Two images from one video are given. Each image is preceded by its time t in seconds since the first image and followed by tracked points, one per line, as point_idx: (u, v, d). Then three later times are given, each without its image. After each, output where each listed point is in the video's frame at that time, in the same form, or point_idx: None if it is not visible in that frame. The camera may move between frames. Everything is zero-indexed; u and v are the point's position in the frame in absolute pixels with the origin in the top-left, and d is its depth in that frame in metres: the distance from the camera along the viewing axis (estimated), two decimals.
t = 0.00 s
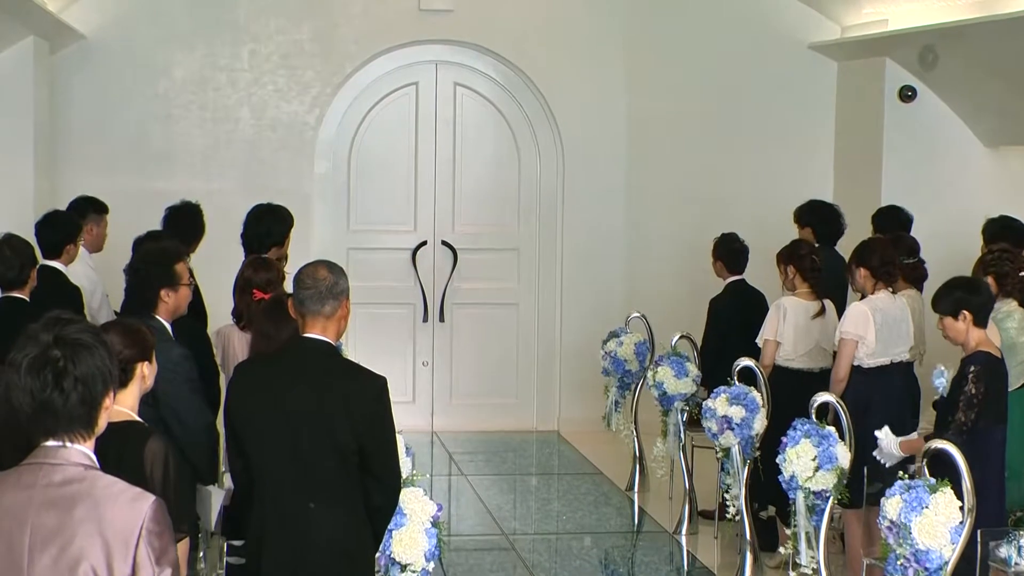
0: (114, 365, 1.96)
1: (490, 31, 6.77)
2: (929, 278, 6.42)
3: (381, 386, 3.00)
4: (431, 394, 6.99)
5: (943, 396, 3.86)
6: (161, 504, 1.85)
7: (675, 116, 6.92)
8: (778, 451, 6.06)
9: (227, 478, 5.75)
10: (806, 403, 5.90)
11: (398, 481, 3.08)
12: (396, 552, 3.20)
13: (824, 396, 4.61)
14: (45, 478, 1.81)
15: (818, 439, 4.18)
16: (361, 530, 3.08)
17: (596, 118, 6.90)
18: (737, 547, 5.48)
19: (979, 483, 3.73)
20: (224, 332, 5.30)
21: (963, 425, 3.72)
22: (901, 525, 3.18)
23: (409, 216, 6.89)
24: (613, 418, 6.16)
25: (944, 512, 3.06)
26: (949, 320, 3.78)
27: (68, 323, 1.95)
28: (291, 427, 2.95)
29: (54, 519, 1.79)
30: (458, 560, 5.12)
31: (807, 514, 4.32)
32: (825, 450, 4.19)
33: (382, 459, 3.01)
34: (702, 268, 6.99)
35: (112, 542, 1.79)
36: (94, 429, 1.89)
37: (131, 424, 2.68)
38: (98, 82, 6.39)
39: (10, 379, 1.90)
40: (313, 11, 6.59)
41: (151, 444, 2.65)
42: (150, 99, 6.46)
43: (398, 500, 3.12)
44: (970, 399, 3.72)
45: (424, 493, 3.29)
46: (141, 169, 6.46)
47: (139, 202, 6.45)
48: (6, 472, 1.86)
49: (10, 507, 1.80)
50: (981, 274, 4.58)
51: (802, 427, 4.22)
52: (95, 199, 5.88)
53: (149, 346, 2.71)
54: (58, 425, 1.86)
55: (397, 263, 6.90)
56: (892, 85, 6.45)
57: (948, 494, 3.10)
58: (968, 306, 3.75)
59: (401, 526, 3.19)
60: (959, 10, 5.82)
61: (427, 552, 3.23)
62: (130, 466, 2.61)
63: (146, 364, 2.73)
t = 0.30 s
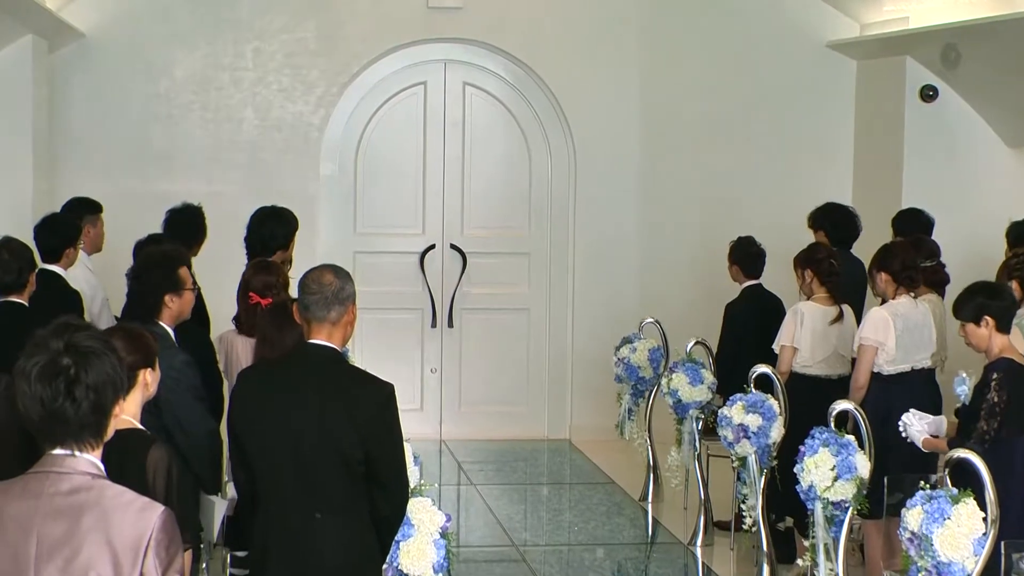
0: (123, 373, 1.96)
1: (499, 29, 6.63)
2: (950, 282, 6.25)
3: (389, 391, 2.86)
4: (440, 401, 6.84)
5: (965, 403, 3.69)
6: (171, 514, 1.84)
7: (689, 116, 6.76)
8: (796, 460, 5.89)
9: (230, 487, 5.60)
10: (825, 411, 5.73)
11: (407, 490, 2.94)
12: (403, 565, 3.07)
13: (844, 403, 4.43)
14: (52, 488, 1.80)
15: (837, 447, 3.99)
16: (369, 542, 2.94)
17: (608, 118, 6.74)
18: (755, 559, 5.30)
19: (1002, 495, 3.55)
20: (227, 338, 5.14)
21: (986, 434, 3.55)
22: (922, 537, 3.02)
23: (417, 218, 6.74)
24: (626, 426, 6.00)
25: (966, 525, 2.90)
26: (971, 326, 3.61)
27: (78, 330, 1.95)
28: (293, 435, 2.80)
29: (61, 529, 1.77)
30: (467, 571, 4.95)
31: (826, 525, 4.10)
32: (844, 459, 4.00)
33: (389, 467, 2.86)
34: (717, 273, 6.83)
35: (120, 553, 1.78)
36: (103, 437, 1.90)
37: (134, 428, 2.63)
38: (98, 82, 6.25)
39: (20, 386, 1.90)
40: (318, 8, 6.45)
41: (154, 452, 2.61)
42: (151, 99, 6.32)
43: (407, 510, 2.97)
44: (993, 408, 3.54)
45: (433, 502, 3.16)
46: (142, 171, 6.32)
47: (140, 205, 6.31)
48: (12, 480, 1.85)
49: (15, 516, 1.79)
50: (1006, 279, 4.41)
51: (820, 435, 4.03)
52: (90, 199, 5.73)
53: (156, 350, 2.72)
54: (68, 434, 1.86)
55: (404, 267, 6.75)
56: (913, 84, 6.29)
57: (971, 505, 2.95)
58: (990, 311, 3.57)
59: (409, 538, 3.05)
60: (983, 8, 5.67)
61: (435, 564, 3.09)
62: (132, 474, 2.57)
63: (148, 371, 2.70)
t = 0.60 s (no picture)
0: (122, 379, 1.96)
1: (507, 27, 6.47)
2: (970, 286, 6.08)
3: (392, 396, 2.79)
4: (446, 409, 6.67)
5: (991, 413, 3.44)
6: (172, 523, 1.85)
7: (701, 116, 6.60)
8: (813, 470, 5.70)
9: (231, 498, 5.44)
10: (843, 419, 5.56)
11: (412, 500, 2.86)
12: None
13: (862, 410, 4.24)
14: (51, 497, 1.80)
15: (855, 457, 3.79)
16: (373, 554, 2.84)
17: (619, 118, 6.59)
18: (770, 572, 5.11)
19: None
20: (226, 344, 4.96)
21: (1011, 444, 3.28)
22: (943, 549, 2.86)
23: (422, 221, 6.59)
24: (637, 434, 5.83)
25: (989, 536, 2.74)
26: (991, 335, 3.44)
27: (76, 336, 1.94)
28: (296, 441, 2.73)
29: (60, 539, 1.77)
30: None
31: (842, 537, 3.96)
32: (862, 469, 3.80)
33: (393, 476, 2.79)
34: (731, 277, 6.66)
35: (121, 564, 1.78)
36: (102, 447, 1.89)
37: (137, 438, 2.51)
38: (95, 81, 6.11)
39: (19, 394, 1.90)
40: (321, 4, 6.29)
41: (153, 461, 2.49)
42: (149, 99, 6.17)
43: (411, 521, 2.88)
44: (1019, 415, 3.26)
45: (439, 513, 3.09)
46: (140, 172, 6.17)
47: (139, 207, 6.16)
48: (11, 490, 1.85)
49: (14, 525, 1.79)
50: None
51: (836, 445, 3.84)
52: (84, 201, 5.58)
53: (154, 358, 2.67)
54: (67, 443, 1.86)
55: (409, 271, 6.59)
56: (933, 83, 6.12)
57: (993, 516, 2.78)
58: (1011, 318, 3.39)
59: (415, 549, 2.97)
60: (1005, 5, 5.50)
61: None
62: (130, 482, 2.45)
63: (147, 379, 2.68)
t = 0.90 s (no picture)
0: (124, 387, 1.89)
1: (515, 24, 6.33)
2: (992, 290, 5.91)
3: (398, 404, 2.74)
4: (453, 417, 6.52)
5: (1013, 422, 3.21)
6: (173, 536, 1.77)
7: (714, 115, 6.45)
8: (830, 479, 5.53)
9: (232, 508, 5.29)
10: (862, 427, 5.39)
11: (419, 509, 2.82)
12: None
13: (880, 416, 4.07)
14: (49, 507, 1.74)
15: (874, 466, 3.62)
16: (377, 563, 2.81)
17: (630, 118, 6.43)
18: None
19: None
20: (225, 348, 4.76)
21: None
22: (965, 562, 2.70)
23: (429, 223, 6.45)
24: (650, 443, 5.67)
25: (1014, 549, 2.58)
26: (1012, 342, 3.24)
27: (76, 341, 1.89)
28: (300, 452, 2.70)
29: (58, 551, 1.70)
30: None
31: (861, 549, 3.74)
32: (881, 479, 3.64)
33: (399, 486, 2.75)
34: (745, 281, 6.50)
35: None
36: (102, 456, 1.83)
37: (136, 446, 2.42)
38: (93, 80, 5.97)
39: (17, 402, 1.85)
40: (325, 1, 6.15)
41: (154, 469, 2.40)
42: (149, 98, 6.03)
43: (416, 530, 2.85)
44: None
45: (445, 526, 3.03)
46: (139, 173, 6.03)
47: (138, 209, 6.02)
48: (9, 499, 1.79)
49: (13, 536, 1.72)
50: None
51: (855, 454, 3.67)
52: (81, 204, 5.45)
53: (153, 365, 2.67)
54: (64, 451, 1.80)
55: (415, 275, 6.45)
56: (954, 81, 5.95)
57: (1018, 527, 2.62)
58: None
59: (420, 563, 2.92)
60: None
61: None
62: (130, 492, 2.35)
63: (146, 386, 2.65)
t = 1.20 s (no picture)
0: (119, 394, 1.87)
1: (525, 22, 6.19)
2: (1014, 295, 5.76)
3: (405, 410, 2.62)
4: (461, 425, 6.39)
5: None
6: (173, 545, 1.76)
7: (728, 115, 6.32)
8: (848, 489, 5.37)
9: (233, 519, 5.14)
10: (881, 435, 5.23)
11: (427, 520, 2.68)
12: None
13: (901, 424, 3.90)
14: (47, 516, 1.70)
15: (893, 475, 3.45)
16: None
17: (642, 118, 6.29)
18: None
19: None
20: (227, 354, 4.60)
21: None
22: None
23: (435, 226, 6.31)
24: (663, 451, 5.52)
25: None
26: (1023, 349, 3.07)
27: (70, 349, 1.87)
28: (303, 462, 2.57)
29: (56, 560, 1.67)
30: None
31: (880, 561, 3.59)
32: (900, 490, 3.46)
33: (406, 499, 2.61)
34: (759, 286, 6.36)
35: None
36: (98, 465, 1.80)
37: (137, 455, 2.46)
38: (92, 79, 5.83)
39: (8, 411, 1.82)
40: None
41: (152, 480, 2.47)
42: (149, 97, 5.90)
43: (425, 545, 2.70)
44: None
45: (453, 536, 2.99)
46: (138, 174, 5.90)
47: (137, 211, 5.88)
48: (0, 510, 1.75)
49: (8, 546, 1.68)
50: None
51: (874, 463, 3.51)
52: (80, 208, 5.36)
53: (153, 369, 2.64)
54: (60, 460, 1.77)
55: (422, 279, 6.31)
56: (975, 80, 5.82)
57: None
58: None
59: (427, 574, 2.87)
60: None
61: None
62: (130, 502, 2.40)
63: (146, 393, 2.58)
